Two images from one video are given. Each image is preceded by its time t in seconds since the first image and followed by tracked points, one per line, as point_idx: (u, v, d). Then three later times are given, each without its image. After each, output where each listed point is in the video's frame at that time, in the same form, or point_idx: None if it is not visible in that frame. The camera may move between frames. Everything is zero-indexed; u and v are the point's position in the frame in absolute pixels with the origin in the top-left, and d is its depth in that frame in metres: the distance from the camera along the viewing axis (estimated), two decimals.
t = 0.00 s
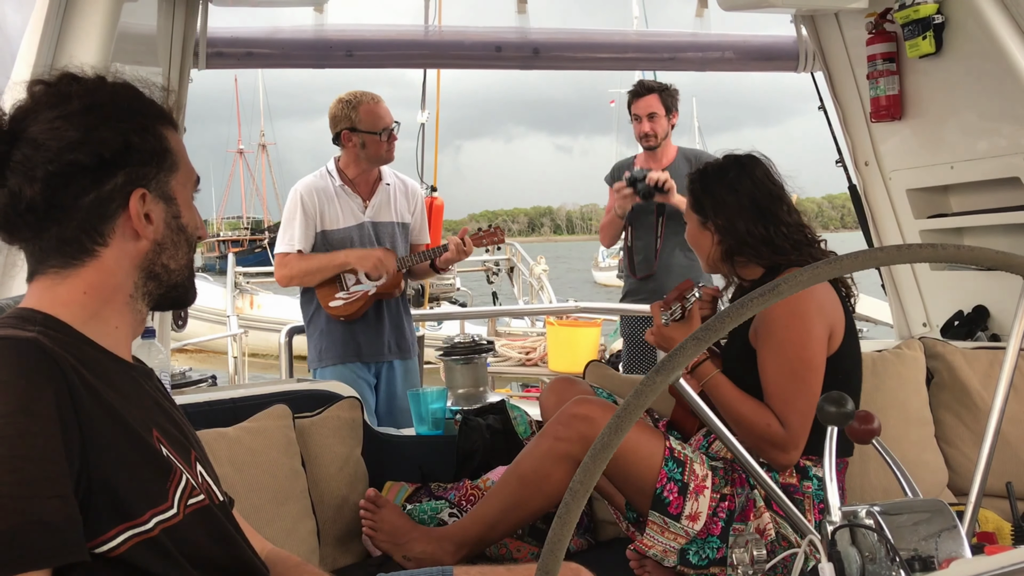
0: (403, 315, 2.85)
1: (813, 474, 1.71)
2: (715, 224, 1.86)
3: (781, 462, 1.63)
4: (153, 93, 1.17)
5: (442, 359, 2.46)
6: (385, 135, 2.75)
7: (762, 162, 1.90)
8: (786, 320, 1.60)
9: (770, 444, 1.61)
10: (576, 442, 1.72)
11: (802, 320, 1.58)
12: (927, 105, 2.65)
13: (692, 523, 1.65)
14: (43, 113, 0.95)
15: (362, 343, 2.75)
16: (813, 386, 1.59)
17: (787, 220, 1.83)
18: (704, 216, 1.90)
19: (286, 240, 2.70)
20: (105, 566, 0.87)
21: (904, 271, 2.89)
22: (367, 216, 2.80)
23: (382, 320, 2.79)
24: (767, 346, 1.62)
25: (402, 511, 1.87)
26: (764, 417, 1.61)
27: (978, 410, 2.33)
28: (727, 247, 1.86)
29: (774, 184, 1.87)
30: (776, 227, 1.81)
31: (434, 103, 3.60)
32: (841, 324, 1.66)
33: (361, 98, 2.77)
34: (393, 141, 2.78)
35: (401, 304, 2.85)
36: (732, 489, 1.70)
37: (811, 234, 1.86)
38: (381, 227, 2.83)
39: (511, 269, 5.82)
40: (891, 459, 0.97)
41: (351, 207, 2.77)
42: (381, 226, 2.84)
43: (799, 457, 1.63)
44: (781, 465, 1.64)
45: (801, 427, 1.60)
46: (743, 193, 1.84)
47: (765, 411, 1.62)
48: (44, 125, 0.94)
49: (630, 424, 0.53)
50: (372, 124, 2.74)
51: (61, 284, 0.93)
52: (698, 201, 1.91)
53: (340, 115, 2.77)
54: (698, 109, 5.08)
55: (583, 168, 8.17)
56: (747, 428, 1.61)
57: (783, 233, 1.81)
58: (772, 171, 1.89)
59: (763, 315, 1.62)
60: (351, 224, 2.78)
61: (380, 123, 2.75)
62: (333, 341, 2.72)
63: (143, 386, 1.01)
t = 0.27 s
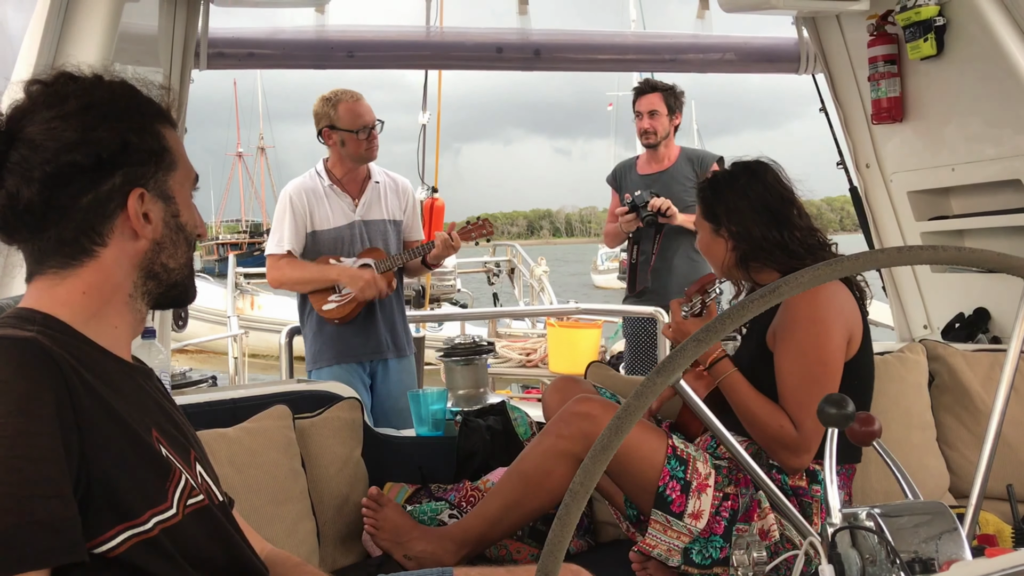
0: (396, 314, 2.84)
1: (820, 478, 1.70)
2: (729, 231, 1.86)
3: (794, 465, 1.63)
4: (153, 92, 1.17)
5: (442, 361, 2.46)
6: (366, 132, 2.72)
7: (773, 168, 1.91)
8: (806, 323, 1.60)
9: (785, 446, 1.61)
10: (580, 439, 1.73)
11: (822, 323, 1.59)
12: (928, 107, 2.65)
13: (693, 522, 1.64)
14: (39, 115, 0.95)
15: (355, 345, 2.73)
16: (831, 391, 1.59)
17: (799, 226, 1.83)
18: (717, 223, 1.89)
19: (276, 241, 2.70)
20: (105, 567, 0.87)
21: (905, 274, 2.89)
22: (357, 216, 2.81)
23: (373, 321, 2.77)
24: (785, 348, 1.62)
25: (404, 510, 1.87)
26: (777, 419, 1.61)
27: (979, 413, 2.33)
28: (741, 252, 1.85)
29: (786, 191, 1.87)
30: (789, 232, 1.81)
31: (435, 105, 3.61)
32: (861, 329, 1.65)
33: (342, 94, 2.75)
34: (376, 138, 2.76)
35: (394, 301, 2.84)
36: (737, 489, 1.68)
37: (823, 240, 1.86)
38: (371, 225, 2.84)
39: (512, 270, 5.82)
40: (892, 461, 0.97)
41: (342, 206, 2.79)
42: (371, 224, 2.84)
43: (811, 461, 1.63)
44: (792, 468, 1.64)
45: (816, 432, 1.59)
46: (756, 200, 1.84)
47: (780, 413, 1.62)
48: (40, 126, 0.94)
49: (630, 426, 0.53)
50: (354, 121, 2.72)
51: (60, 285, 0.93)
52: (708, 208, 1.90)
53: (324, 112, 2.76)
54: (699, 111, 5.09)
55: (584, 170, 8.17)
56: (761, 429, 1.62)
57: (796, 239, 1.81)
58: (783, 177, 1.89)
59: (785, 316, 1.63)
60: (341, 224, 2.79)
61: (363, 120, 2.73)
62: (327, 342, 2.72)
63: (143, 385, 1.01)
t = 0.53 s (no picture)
0: (388, 317, 2.85)
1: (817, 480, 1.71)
2: (741, 221, 1.86)
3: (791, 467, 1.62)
4: (155, 96, 1.17)
5: (442, 364, 2.46)
6: (350, 134, 2.72)
7: (799, 169, 1.90)
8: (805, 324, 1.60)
9: (781, 448, 1.61)
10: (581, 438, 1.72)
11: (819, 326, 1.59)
12: (929, 112, 2.65)
13: (693, 520, 1.64)
14: (45, 117, 0.94)
15: (347, 343, 2.75)
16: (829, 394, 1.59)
17: (811, 229, 1.84)
18: (731, 212, 1.89)
19: (267, 245, 2.72)
20: (104, 570, 0.87)
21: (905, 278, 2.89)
22: (346, 218, 2.81)
23: (366, 323, 2.79)
24: (784, 349, 1.63)
25: (411, 506, 1.87)
26: (774, 420, 1.61)
27: (979, 417, 2.33)
28: (748, 246, 1.86)
29: (806, 193, 1.87)
30: (801, 235, 1.82)
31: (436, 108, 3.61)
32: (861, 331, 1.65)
33: (323, 98, 2.75)
34: (359, 140, 2.76)
35: (385, 302, 2.85)
36: (736, 488, 1.68)
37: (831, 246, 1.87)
38: (360, 228, 2.84)
39: (513, 273, 5.83)
40: (889, 465, 0.97)
41: (331, 209, 2.80)
42: (361, 227, 2.84)
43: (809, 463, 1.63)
44: (789, 471, 1.64)
45: (813, 433, 1.58)
46: (776, 197, 1.84)
47: (777, 414, 1.61)
48: (45, 129, 0.93)
49: (627, 431, 0.53)
50: (338, 121, 2.72)
51: (61, 288, 0.93)
52: (727, 195, 1.90)
53: (310, 116, 2.77)
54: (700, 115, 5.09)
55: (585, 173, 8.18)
56: (758, 431, 1.62)
57: (805, 242, 1.82)
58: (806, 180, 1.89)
59: (784, 317, 1.63)
60: (330, 228, 2.79)
61: (341, 122, 2.72)
62: (318, 343, 2.73)
63: (143, 388, 1.01)
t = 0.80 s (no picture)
0: (387, 319, 2.85)
1: (812, 486, 1.72)
2: (733, 220, 1.87)
3: (777, 473, 1.63)
4: (155, 100, 1.18)
5: (443, 368, 2.46)
6: (338, 146, 2.71)
7: (797, 175, 1.89)
8: (789, 331, 1.59)
9: (765, 454, 1.61)
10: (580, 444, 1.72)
11: (803, 331, 1.59)
12: (929, 116, 2.66)
13: (690, 528, 1.64)
14: (43, 122, 0.94)
15: (349, 347, 2.74)
16: (815, 401, 1.59)
17: (802, 234, 1.83)
18: (725, 209, 1.90)
19: (264, 256, 2.71)
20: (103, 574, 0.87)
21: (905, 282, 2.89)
22: (341, 224, 2.82)
23: (366, 326, 2.78)
24: (767, 356, 1.62)
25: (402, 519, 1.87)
26: (758, 427, 1.62)
27: (979, 421, 2.33)
28: (737, 246, 1.86)
29: (802, 198, 1.86)
30: (790, 239, 1.81)
31: (437, 111, 3.62)
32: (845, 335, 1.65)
33: (309, 111, 2.73)
34: (347, 151, 2.75)
35: (384, 303, 2.85)
36: (732, 495, 1.69)
37: (823, 253, 1.86)
38: (355, 233, 2.85)
39: (514, 277, 5.83)
40: (888, 470, 0.97)
41: (326, 216, 2.80)
42: (356, 233, 2.86)
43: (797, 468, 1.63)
44: (777, 477, 1.64)
45: (798, 439, 1.59)
46: (770, 200, 1.83)
47: (761, 422, 1.62)
48: (44, 134, 0.93)
49: (626, 435, 0.53)
50: (325, 135, 2.70)
51: (63, 292, 0.94)
52: (724, 194, 1.90)
53: (299, 128, 2.77)
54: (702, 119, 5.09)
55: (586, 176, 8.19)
56: (744, 438, 1.63)
57: (793, 247, 1.81)
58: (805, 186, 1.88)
59: (767, 324, 1.62)
60: (326, 235, 2.79)
61: (328, 137, 2.70)
62: (321, 348, 2.73)
63: (144, 393, 1.02)
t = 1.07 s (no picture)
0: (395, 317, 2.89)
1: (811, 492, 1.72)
2: (730, 226, 1.87)
3: (776, 480, 1.63)
4: (154, 107, 1.18)
5: (444, 373, 2.46)
6: (339, 146, 2.73)
7: (798, 179, 1.88)
8: (787, 339, 1.59)
9: (764, 462, 1.61)
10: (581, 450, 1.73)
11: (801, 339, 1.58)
12: (929, 121, 2.66)
13: (691, 535, 1.64)
14: (41, 129, 0.95)
15: (363, 346, 2.76)
16: (813, 409, 1.59)
17: (800, 241, 1.83)
18: (723, 214, 1.90)
19: (276, 259, 2.71)
20: None
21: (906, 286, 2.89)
22: (350, 224, 2.82)
23: (377, 325, 2.81)
24: (767, 364, 1.62)
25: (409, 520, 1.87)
26: (756, 435, 1.62)
27: (980, 426, 2.32)
28: (733, 252, 1.87)
29: (800, 203, 1.86)
30: (787, 247, 1.81)
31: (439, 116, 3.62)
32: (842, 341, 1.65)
33: (309, 113, 2.74)
34: (348, 151, 2.77)
35: (394, 303, 2.89)
36: (733, 501, 1.68)
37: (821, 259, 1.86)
38: (365, 232, 2.86)
39: (515, 281, 5.83)
40: (888, 476, 0.96)
41: (334, 217, 2.80)
42: (364, 231, 2.86)
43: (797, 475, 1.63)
44: (776, 484, 1.64)
45: (796, 447, 1.59)
46: (768, 207, 1.83)
47: (758, 430, 1.62)
48: (42, 141, 0.94)
49: (626, 442, 0.53)
50: (325, 135, 2.72)
51: (62, 299, 0.94)
52: (722, 199, 1.90)
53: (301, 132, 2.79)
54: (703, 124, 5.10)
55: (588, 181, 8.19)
56: (742, 445, 1.63)
57: (789, 254, 1.81)
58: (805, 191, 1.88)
59: (765, 332, 1.61)
60: (337, 234, 2.80)
61: (328, 138, 2.72)
62: (333, 350, 2.73)
63: (144, 399, 1.02)
